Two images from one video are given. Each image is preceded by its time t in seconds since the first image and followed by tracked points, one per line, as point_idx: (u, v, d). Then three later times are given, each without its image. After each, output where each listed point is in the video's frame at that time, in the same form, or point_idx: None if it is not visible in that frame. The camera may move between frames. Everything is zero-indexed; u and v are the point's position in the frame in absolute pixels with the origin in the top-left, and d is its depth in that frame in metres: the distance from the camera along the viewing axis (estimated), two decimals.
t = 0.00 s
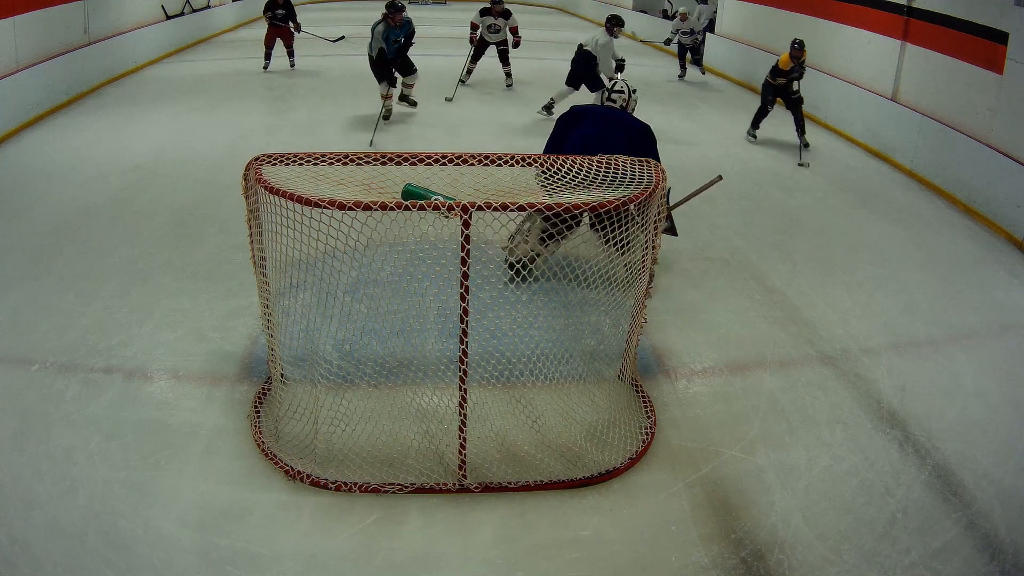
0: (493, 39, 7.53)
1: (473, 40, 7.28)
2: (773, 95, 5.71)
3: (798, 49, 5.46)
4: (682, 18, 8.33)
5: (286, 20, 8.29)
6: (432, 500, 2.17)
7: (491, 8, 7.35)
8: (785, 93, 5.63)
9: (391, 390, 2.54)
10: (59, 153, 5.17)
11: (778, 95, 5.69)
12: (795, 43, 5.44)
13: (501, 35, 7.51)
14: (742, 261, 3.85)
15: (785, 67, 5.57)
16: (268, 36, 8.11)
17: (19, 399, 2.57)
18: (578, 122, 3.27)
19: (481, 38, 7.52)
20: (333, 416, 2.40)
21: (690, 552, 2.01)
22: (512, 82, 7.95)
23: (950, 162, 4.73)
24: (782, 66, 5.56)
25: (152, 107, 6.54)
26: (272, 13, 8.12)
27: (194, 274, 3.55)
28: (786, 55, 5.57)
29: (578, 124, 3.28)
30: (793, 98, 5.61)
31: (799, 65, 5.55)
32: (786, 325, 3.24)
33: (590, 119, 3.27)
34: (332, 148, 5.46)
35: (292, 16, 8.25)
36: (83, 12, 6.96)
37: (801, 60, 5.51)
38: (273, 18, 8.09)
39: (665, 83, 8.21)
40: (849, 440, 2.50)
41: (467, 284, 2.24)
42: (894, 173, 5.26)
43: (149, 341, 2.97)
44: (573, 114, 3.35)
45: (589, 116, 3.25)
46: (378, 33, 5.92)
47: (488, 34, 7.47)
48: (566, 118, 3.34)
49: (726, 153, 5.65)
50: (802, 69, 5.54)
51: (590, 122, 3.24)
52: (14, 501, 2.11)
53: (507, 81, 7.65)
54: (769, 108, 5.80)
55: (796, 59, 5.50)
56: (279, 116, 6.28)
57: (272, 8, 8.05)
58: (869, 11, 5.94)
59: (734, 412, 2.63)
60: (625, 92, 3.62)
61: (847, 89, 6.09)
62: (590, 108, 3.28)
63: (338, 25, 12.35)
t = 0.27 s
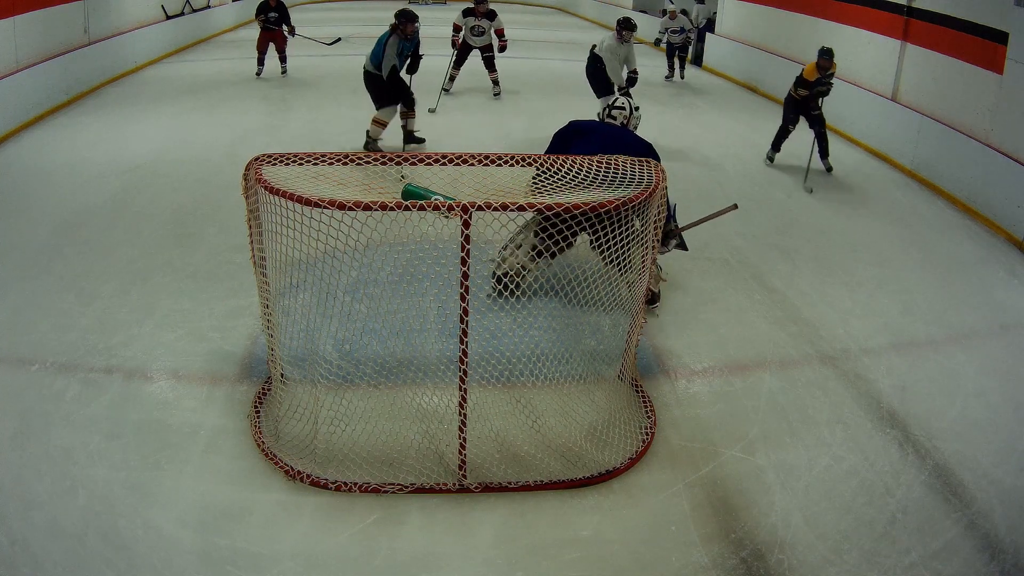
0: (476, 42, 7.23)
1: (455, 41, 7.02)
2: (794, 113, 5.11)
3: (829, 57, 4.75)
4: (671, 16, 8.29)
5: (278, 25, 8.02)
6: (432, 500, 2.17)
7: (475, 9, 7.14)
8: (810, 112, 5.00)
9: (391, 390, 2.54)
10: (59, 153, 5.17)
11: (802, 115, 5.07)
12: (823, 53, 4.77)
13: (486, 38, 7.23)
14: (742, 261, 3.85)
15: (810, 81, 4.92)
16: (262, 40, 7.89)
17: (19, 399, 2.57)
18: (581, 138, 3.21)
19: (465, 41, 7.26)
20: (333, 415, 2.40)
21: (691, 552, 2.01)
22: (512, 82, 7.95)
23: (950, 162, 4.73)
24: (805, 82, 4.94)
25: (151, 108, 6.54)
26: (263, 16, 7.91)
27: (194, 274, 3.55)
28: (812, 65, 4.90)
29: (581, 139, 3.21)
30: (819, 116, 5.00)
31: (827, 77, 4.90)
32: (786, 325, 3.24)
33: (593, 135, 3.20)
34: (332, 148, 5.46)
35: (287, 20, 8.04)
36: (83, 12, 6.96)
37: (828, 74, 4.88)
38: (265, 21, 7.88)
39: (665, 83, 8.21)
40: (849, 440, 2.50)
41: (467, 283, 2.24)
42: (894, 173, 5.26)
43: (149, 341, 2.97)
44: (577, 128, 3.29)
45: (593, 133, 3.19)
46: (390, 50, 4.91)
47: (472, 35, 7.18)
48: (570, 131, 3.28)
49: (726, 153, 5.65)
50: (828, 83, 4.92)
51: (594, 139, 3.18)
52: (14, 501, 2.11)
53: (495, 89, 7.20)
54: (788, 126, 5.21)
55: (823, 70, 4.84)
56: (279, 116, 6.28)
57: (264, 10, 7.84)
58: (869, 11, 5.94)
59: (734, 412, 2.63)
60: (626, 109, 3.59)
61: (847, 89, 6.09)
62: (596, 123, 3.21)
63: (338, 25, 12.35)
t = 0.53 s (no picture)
0: (460, 48, 6.86)
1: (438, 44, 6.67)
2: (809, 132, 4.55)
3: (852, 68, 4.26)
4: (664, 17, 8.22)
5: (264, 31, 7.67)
6: (432, 500, 2.17)
7: (456, 9, 6.77)
8: (827, 128, 4.49)
9: (391, 390, 2.54)
10: (59, 153, 5.17)
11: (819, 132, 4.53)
12: (845, 64, 4.27)
13: (469, 42, 6.85)
14: (742, 261, 3.85)
15: (828, 94, 4.39)
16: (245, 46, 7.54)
17: (19, 399, 2.57)
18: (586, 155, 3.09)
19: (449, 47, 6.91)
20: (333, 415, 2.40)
21: (691, 553, 2.01)
22: (512, 82, 7.95)
23: (949, 163, 4.73)
24: (824, 95, 4.40)
25: (151, 108, 6.54)
26: (247, 22, 7.63)
27: (194, 274, 3.55)
28: (829, 77, 4.39)
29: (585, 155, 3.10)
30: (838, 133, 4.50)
31: (846, 93, 4.40)
32: (785, 325, 3.24)
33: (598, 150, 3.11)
34: (332, 148, 5.47)
35: (273, 25, 7.77)
36: (83, 13, 6.96)
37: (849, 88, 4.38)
38: (249, 25, 7.63)
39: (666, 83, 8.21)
40: (848, 440, 2.50)
41: (467, 284, 2.24)
42: (894, 172, 5.26)
43: (149, 341, 2.97)
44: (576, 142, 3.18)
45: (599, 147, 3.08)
46: (406, 80, 4.13)
47: (454, 38, 6.82)
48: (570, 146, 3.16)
49: (726, 153, 5.65)
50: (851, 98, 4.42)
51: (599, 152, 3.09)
52: (14, 501, 2.11)
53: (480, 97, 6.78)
54: (799, 146, 4.64)
55: (844, 83, 4.32)
56: (279, 116, 6.28)
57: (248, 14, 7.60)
58: (869, 10, 5.94)
59: (734, 412, 2.63)
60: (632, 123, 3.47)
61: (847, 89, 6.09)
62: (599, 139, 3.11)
63: (338, 25, 12.34)
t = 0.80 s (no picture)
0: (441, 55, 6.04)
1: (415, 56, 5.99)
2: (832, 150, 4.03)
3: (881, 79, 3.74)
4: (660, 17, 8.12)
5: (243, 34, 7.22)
6: (432, 500, 2.17)
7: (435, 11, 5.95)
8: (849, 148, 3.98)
9: (391, 390, 2.55)
10: (59, 153, 5.17)
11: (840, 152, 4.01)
12: (870, 73, 3.73)
13: (450, 48, 6.04)
14: (742, 262, 3.85)
15: (853, 107, 3.87)
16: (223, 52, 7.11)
17: (19, 399, 2.57)
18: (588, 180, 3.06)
19: (427, 53, 6.10)
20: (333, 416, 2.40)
21: (691, 553, 2.01)
22: (513, 83, 7.95)
23: (950, 163, 4.73)
24: (849, 106, 3.88)
25: (151, 108, 6.54)
26: (221, 28, 7.11)
27: (194, 274, 3.55)
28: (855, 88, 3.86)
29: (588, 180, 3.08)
30: (860, 156, 4.00)
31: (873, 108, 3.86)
32: (786, 325, 3.24)
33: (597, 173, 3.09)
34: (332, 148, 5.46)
35: (250, 30, 7.28)
36: (83, 13, 6.96)
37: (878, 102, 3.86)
38: (225, 30, 7.14)
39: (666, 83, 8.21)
40: (848, 440, 2.50)
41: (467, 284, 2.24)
42: (894, 173, 5.26)
43: (149, 341, 2.97)
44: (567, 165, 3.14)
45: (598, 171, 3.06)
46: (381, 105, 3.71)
47: (433, 44, 5.97)
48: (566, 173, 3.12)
49: (726, 153, 5.65)
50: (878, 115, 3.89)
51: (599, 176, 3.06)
52: (14, 501, 2.11)
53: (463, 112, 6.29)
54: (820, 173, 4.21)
55: (870, 95, 3.80)
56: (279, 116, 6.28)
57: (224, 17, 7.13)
58: (869, 11, 5.94)
59: (734, 412, 2.63)
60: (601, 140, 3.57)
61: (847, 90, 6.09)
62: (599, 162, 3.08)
63: (338, 25, 12.33)
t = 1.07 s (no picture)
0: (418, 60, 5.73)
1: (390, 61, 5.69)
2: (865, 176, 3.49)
3: (913, 78, 3.24)
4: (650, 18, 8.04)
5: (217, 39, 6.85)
6: (432, 500, 2.17)
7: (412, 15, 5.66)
8: (882, 175, 3.43)
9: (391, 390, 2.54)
10: (59, 153, 5.17)
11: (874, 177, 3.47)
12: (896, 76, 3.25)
13: (427, 55, 5.72)
14: (742, 262, 3.85)
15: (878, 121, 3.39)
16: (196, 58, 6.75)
17: (19, 399, 2.57)
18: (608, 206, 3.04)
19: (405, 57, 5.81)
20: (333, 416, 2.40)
21: (691, 553, 2.01)
22: (513, 83, 7.95)
23: (949, 163, 4.73)
24: (877, 121, 3.40)
25: (151, 108, 6.54)
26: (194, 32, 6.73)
27: (194, 274, 3.55)
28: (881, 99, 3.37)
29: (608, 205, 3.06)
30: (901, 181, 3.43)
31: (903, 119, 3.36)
32: (785, 325, 3.24)
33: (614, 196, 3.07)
34: (332, 149, 5.46)
35: (223, 35, 6.95)
36: (83, 12, 6.97)
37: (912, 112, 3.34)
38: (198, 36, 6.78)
39: (666, 83, 8.21)
40: (848, 440, 2.50)
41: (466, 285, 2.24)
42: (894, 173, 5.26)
43: (149, 341, 2.97)
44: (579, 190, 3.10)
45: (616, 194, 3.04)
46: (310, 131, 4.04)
47: (409, 49, 5.68)
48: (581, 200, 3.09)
49: (726, 153, 5.65)
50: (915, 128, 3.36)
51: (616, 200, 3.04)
52: (15, 501, 2.11)
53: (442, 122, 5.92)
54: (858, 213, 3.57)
55: (898, 102, 3.30)
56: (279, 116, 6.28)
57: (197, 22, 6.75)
58: (869, 11, 5.95)
59: (734, 412, 2.63)
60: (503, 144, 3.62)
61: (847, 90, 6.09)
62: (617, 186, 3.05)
63: (338, 25, 12.33)
